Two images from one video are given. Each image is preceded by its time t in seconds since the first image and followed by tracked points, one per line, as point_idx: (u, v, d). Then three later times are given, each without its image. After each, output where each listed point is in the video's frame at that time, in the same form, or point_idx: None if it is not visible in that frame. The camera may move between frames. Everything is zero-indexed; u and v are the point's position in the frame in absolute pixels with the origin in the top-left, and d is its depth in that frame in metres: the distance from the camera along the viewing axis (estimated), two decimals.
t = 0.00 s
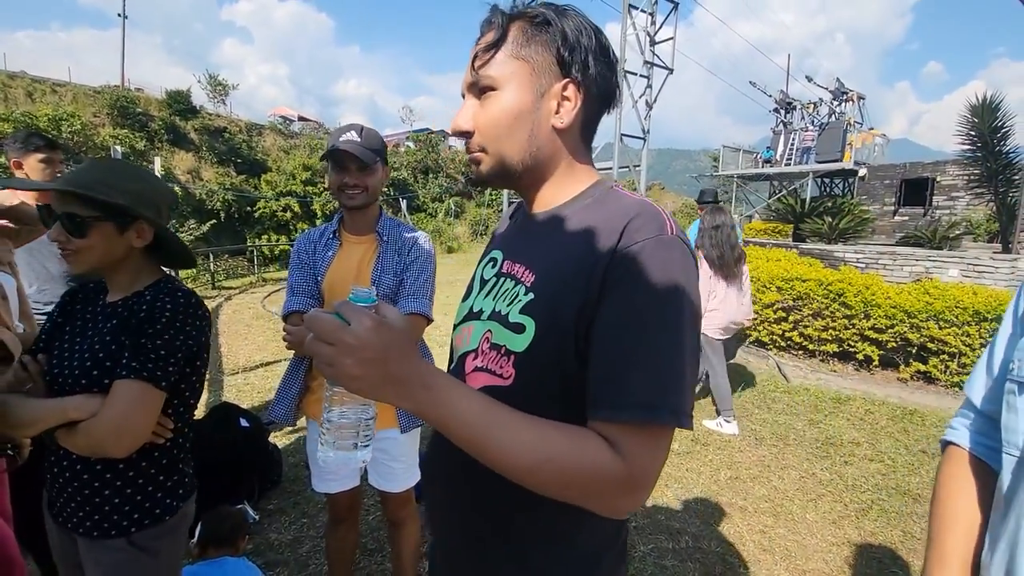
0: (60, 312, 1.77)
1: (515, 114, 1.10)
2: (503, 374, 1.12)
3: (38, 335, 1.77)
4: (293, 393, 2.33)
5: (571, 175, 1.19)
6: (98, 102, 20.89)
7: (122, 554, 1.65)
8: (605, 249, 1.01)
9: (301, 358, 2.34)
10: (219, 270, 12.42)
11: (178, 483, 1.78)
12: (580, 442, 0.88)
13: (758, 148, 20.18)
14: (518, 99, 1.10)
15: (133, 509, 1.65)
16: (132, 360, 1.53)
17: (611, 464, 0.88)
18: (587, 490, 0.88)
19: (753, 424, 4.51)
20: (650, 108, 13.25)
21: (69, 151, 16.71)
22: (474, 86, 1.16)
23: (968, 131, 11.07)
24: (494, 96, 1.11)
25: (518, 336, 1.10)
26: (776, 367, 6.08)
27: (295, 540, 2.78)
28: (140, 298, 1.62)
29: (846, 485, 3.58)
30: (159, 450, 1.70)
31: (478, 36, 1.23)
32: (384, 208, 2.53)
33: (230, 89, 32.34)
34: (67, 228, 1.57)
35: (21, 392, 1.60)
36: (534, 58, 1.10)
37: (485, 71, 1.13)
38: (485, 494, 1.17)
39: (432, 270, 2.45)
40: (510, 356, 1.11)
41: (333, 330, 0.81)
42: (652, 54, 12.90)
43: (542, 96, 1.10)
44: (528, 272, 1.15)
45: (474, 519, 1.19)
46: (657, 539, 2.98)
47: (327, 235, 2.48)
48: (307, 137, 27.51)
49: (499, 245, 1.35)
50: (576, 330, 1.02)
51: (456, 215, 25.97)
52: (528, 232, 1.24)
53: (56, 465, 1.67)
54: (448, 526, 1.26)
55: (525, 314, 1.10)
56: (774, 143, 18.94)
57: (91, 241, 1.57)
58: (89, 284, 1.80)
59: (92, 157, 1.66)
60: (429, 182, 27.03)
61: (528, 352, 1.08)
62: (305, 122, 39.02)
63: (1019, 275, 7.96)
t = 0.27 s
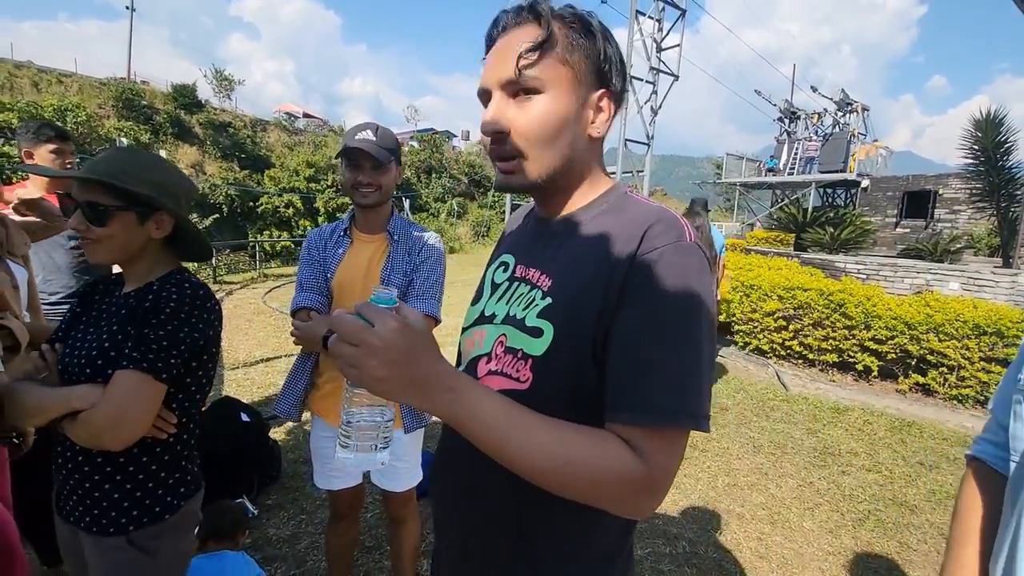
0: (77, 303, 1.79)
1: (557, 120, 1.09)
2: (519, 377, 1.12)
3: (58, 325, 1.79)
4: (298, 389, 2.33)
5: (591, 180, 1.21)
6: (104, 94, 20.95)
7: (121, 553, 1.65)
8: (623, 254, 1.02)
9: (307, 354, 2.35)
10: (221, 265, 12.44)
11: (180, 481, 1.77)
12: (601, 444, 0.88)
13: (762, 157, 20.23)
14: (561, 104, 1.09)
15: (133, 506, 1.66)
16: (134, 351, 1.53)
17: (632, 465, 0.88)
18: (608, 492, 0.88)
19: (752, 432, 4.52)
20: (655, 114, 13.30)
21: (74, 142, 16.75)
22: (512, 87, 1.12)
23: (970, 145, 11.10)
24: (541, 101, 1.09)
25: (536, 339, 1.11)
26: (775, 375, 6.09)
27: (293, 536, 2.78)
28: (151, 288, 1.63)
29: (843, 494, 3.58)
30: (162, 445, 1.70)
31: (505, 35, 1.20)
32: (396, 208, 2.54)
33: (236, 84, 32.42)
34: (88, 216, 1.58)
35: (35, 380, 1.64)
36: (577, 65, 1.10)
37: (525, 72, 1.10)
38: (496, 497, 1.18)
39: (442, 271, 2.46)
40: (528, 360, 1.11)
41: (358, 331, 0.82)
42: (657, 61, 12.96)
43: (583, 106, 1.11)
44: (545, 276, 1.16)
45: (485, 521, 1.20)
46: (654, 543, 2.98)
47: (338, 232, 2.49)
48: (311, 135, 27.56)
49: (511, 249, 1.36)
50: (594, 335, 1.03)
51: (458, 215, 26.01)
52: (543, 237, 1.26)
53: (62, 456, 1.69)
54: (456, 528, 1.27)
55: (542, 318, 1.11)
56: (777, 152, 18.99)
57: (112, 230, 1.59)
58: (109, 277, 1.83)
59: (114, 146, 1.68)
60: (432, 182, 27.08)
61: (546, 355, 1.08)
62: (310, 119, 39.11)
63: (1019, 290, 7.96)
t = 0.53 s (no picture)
0: (85, 297, 1.80)
1: (588, 129, 1.10)
2: (525, 371, 1.11)
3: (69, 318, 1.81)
4: (300, 387, 2.34)
5: (595, 179, 1.21)
6: (108, 90, 20.99)
7: (118, 551, 1.65)
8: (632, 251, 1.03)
9: (309, 352, 2.35)
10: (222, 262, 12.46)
11: (178, 480, 1.76)
12: (618, 437, 0.89)
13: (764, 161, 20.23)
14: (592, 113, 1.10)
15: (129, 503, 1.65)
16: (129, 344, 1.53)
17: (647, 456, 0.90)
18: (626, 484, 0.89)
19: (750, 435, 4.51)
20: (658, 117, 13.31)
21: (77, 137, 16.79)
22: (544, 89, 1.10)
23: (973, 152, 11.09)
24: (574, 109, 1.09)
25: (543, 334, 1.10)
26: (775, 380, 6.08)
27: (290, 533, 2.78)
28: (151, 280, 1.63)
29: (841, 499, 3.58)
30: (161, 442, 1.70)
31: (527, 31, 1.16)
32: (401, 208, 2.54)
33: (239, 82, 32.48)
34: (97, 208, 1.58)
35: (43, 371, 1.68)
36: (602, 78, 1.13)
37: (561, 76, 1.09)
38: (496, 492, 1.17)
39: (445, 272, 2.46)
40: (534, 354, 1.10)
41: (383, 337, 0.79)
42: (660, 64, 12.97)
43: (604, 119, 1.14)
44: (548, 272, 1.16)
45: (486, 517, 1.19)
46: (651, 546, 2.98)
47: (343, 230, 2.49)
48: (314, 133, 27.59)
49: (503, 243, 1.35)
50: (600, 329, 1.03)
51: (459, 216, 26.01)
52: (541, 231, 1.25)
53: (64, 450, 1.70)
54: (456, 524, 1.25)
55: (548, 313, 1.10)
56: (779, 157, 19.00)
57: (121, 222, 1.59)
58: (115, 272, 1.82)
59: (125, 139, 1.69)
60: (434, 182, 27.09)
61: (552, 350, 1.08)
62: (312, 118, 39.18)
63: (1020, 298, 7.95)
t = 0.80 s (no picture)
0: (81, 302, 1.78)
1: (568, 133, 1.10)
2: (511, 368, 1.09)
3: (63, 323, 1.79)
4: (294, 390, 2.32)
5: (573, 180, 1.21)
6: (106, 93, 20.98)
7: (114, 559, 1.64)
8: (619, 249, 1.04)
9: (301, 356, 2.34)
10: (220, 264, 12.44)
11: (174, 487, 1.74)
12: (608, 431, 0.90)
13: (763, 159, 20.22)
14: (572, 118, 1.10)
15: (124, 512, 1.64)
16: (126, 351, 1.52)
17: (639, 447, 0.92)
18: (620, 477, 0.91)
19: (749, 434, 4.50)
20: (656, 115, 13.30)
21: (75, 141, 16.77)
22: (524, 92, 1.09)
23: (972, 148, 11.07)
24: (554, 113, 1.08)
25: (529, 332, 1.09)
26: (774, 378, 6.06)
27: (286, 537, 2.77)
28: (149, 286, 1.62)
29: (841, 499, 3.56)
30: (156, 449, 1.68)
31: (508, 33, 1.15)
32: (392, 209, 2.54)
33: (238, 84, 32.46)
34: (86, 214, 1.56)
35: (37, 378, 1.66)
36: (583, 82, 1.12)
37: (542, 79, 1.08)
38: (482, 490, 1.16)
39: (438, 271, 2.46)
40: (520, 352, 1.09)
41: (387, 341, 0.78)
42: (659, 62, 12.95)
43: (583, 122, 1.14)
44: (530, 270, 1.15)
45: (473, 516, 1.18)
46: (649, 547, 2.96)
47: (333, 232, 2.47)
48: (313, 135, 27.59)
49: (479, 241, 1.33)
50: (585, 326, 1.04)
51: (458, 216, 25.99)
52: (520, 229, 1.24)
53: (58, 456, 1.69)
54: (442, 527, 1.23)
55: (533, 311, 1.09)
56: (778, 154, 18.98)
57: (111, 228, 1.57)
58: (112, 277, 1.81)
59: (110, 143, 1.66)
60: (433, 183, 27.11)
61: (539, 347, 1.07)
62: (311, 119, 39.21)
63: (1020, 294, 7.93)
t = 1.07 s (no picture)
0: (71, 313, 1.75)
1: (531, 129, 1.09)
2: (484, 366, 1.08)
3: (52, 334, 1.76)
4: (281, 398, 2.31)
5: (540, 177, 1.20)
6: (98, 101, 20.91)
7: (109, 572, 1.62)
8: (589, 243, 1.03)
9: (289, 361, 2.32)
10: (216, 270, 12.39)
11: (168, 498, 1.72)
12: (581, 425, 0.90)
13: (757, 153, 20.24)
14: (533, 114, 1.08)
15: (118, 524, 1.62)
16: (121, 360, 1.49)
17: (612, 441, 0.92)
18: (595, 470, 0.91)
19: (747, 430, 4.50)
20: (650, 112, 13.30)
21: (67, 149, 16.71)
22: (484, 90, 1.08)
23: (965, 139, 11.09)
24: (513, 109, 1.07)
25: (501, 329, 1.08)
26: (772, 373, 6.06)
27: (281, 544, 2.75)
28: (143, 294, 1.60)
29: (840, 493, 3.56)
30: (150, 460, 1.67)
31: (467, 33, 1.14)
32: (376, 210, 2.53)
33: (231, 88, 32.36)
34: (60, 227, 1.55)
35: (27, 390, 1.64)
36: (543, 77, 1.11)
37: (500, 78, 1.07)
38: (461, 491, 1.15)
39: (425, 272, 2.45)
40: (493, 349, 1.08)
41: (357, 344, 0.76)
42: (651, 58, 12.96)
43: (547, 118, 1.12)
44: (501, 268, 1.14)
45: (453, 518, 1.17)
46: (647, 546, 2.96)
47: (316, 235, 2.46)
48: (307, 138, 27.54)
49: (451, 241, 1.32)
50: (557, 322, 1.03)
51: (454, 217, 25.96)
52: (490, 227, 1.23)
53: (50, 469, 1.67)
54: (424, 530, 1.22)
55: (505, 308, 1.08)
56: (772, 148, 19.00)
57: (86, 239, 1.56)
58: (102, 286, 1.79)
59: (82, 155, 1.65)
60: (429, 184, 27.08)
61: (510, 345, 1.06)
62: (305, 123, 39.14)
63: (1015, 284, 7.94)
